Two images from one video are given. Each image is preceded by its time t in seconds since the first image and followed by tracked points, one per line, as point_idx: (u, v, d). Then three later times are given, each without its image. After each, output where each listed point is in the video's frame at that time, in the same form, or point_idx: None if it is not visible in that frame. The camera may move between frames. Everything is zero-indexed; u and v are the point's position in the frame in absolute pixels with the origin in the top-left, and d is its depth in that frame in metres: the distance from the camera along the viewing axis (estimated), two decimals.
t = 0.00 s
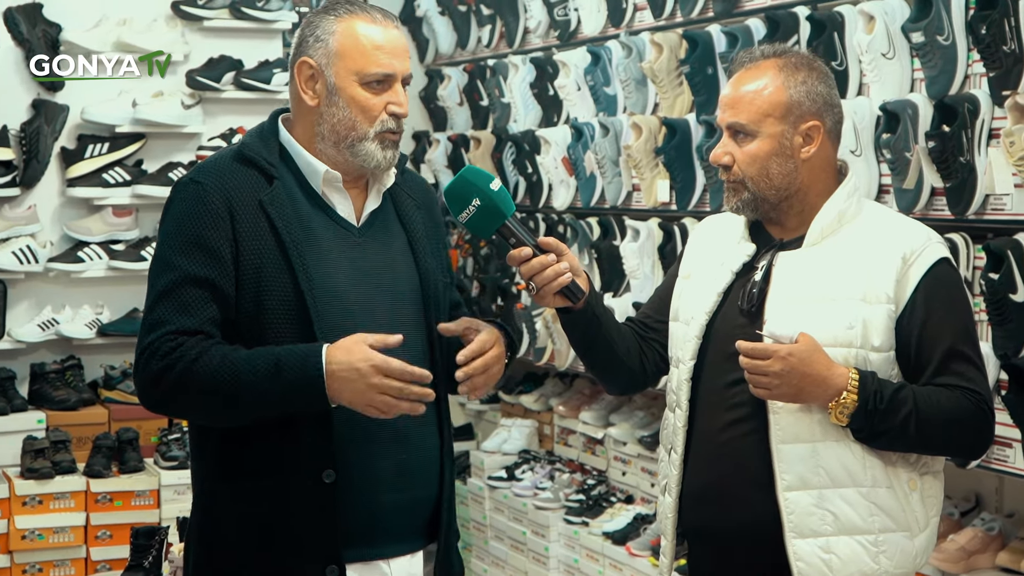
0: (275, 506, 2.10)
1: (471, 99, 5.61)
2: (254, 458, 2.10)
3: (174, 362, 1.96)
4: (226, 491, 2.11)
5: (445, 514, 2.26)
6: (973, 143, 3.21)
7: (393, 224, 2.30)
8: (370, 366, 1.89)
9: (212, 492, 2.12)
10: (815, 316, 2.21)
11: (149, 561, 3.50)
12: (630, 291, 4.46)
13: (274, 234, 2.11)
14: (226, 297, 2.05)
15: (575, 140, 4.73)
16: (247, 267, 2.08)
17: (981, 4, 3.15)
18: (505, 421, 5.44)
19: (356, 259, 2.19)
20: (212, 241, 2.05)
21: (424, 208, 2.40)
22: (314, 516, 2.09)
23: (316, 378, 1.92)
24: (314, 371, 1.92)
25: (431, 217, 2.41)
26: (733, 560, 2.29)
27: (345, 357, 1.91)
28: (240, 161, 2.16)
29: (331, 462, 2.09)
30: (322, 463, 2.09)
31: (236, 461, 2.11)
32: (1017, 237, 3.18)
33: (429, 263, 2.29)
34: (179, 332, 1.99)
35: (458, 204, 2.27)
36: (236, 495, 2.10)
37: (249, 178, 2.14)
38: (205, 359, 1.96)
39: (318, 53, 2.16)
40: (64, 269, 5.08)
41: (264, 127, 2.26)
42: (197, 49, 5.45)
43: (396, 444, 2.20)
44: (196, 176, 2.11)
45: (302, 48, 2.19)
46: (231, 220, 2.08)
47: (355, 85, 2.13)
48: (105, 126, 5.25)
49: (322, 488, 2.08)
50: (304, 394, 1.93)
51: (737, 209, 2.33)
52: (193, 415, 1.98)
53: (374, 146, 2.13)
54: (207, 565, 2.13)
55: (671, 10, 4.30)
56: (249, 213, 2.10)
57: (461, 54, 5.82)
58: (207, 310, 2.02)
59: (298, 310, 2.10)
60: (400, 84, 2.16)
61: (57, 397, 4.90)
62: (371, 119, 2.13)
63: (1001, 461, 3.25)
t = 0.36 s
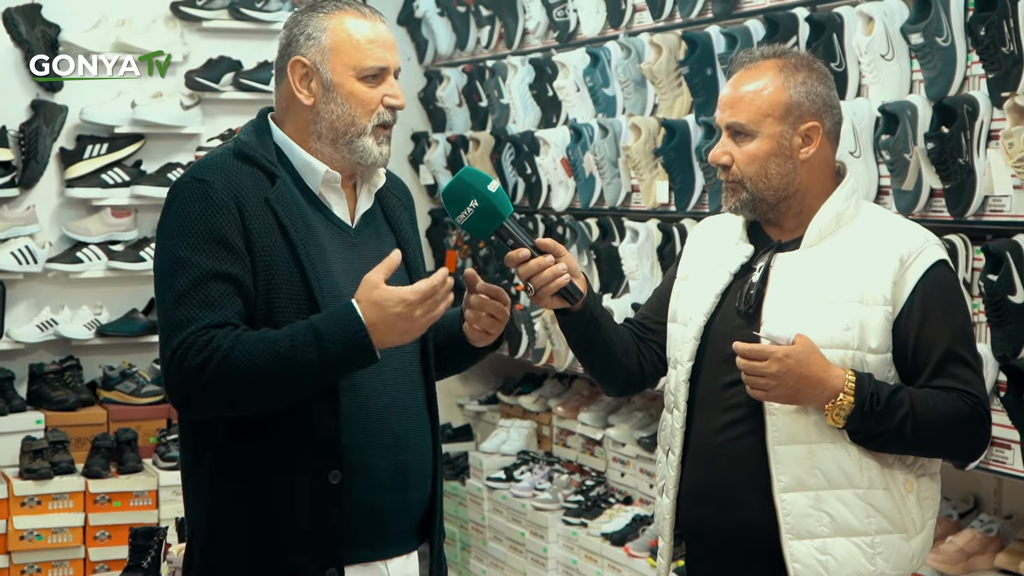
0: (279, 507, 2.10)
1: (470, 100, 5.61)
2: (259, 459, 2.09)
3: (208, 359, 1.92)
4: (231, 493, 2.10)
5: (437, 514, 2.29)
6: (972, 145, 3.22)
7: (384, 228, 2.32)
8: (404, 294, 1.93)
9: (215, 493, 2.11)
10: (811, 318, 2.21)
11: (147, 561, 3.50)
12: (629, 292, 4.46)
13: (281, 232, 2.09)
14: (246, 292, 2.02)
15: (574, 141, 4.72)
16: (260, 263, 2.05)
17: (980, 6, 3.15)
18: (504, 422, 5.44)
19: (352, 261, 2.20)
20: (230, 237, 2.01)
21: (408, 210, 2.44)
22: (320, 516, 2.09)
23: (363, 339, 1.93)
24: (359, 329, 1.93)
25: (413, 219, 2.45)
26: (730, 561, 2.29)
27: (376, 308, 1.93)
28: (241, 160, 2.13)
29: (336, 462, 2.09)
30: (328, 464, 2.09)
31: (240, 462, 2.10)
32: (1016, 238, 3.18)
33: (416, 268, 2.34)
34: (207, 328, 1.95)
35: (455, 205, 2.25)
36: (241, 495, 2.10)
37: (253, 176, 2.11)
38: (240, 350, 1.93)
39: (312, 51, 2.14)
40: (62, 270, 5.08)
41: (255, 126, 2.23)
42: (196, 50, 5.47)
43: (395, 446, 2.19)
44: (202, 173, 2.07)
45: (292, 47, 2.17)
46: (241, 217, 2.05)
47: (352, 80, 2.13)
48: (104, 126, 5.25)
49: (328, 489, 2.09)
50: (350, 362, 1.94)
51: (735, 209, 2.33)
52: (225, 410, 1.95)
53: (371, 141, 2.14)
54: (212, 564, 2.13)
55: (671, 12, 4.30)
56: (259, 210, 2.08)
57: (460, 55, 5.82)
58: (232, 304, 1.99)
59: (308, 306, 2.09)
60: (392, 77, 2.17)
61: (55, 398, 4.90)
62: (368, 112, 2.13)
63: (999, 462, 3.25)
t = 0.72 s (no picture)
0: (284, 513, 2.08)
1: (468, 101, 5.61)
2: (263, 463, 2.07)
3: (226, 375, 1.90)
4: (233, 500, 2.07)
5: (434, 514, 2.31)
6: (969, 145, 3.22)
7: (380, 234, 2.34)
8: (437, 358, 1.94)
9: (216, 501, 2.08)
10: (807, 319, 2.22)
11: (145, 563, 3.50)
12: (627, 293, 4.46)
13: (289, 237, 2.08)
14: (256, 299, 2.00)
15: (571, 141, 4.72)
16: (269, 270, 2.04)
17: (977, 6, 3.15)
18: (502, 423, 5.45)
19: (355, 266, 2.20)
20: (240, 243, 1.99)
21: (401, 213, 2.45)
22: (326, 520, 2.08)
23: (379, 373, 1.92)
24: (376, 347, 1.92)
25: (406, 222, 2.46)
26: (726, 562, 2.29)
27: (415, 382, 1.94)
28: (247, 161, 2.11)
29: (345, 467, 2.08)
30: (337, 468, 2.08)
31: (243, 469, 2.07)
32: (1014, 238, 3.18)
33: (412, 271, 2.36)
34: (222, 340, 1.93)
35: (450, 206, 2.28)
36: (244, 503, 2.07)
37: (261, 180, 2.10)
38: (259, 373, 1.91)
39: (345, 72, 2.10)
40: (60, 272, 5.07)
41: (257, 125, 2.21)
42: (194, 51, 5.47)
43: (396, 448, 2.21)
44: (210, 176, 2.04)
45: (323, 63, 2.11)
46: (251, 222, 2.04)
47: (381, 108, 2.12)
48: (101, 128, 5.25)
49: (338, 493, 2.08)
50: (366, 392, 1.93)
51: (731, 207, 2.33)
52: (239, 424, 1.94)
53: (387, 164, 2.17)
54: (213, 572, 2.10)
55: (668, 12, 4.30)
56: (268, 216, 2.07)
57: (458, 56, 5.82)
58: (242, 313, 1.96)
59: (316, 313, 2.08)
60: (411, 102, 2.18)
61: (53, 399, 4.90)
62: (390, 141, 2.15)
63: (997, 462, 3.26)
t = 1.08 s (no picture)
0: (275, 516, 2.08)
1: (463, 101, 5.61)
2: (256, 466, 2.07)
3: (221, 382, 1.91)
4: (226, 502, 2.07)
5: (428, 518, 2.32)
6: (964, 146, 3.22)
7: (377, 238, 2.34)
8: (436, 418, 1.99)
9: (207, 503, 2.07)
10: (804, 320, 2.21)
11: (139, 564, 3.49)
12: (622, 293, 4.46)
13: (285, 241, 2.08)
14: (250, 303, 2.00)
15: (567, 142, 4.73)
16: (264, 274, 2.04)
17: (973, 7, 3.16)
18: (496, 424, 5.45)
19: (351, 269, 2.20)
20: (236, 247, 1.99)
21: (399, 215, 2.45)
22: (317, 524, 2.10)
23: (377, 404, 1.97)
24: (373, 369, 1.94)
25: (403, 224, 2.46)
26: (723, 562, 2.30)
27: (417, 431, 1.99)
28: (245, 163, 2.11)
29: (337, 471, 2.11)
30: (329, 473, 2.11)
31: (236, 471, 2.07)
32: (1009, 238, 3.18)
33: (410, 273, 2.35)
34: (216, 345, 1.93)
35: (444, 211, 2.27)
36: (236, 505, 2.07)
37: (258, 183, 2.10)
38: (257, 385, 1.93)
39: (348, 77, 2.10)
40: (54, 273, 5.07)
41: (257, 126, 2.20)
42: (188, 52, 5.46)
43: (390, 451, 2.22)
44: (206, 178, 2.04)
45: (326, 67, 2.11)
46: (247, 225, 2.04)
47: (382, 114, 2.11)
48: (96, 128, 5.25)
49: (330, 497, 2.11)
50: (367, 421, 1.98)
51: (723, 212, 2.34)
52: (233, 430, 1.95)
53: (387, 169, 2.16)
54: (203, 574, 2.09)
55: (663, 13, 4.30)
56: (264, 219, 2.07)
57: (453, 57, 5.82)
58: (237, 317, 1.97)
59: (311, 318, 2.07)
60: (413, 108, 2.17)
61: (47, 401, 4.89)
62: (390, 146, 2.14)
63: (992, 463, 3.26)
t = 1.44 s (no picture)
0: (252, 516, 2.08)
1: (446, 102, 5.61)
2: (233, 467, 2.07)
3: (194, 383, 1.91)
4: (204, 501, 2.07)
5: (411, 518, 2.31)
6: (944, 146, 3.23)
7: (357, 237, 2.32)
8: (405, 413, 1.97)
9: (186, 501, 2.07)
10: (783, 321, 2.22)
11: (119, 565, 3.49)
12: (604, 294, 4.47)
13: (261, 240, 2.07)
14: (224, 303, 2.00)
15: (549, 142, 4.71)
16: (239, 274, 2.03)
17: (952, 8, 3.16)
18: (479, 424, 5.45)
19: (328, 270, 2.19)
20: (210, 247, 1.99)
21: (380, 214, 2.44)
22: (295, 524, 2.09)
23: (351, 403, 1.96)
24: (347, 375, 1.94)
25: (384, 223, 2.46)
26: (705, 562, 2.30)
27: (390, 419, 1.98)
28: (221, 163, 2.11)
29: (315, 470, 2.10)
30: (306, 472, 2.10)
31: (214, 471, 2.07)
32: (989, 238, 3.20)
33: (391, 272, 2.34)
34: (189, 345, 1.93)
35: (423, 211, 2.27)
36: (215, 505, 2.07)
37: (233, 183, 2.09)
38: (229, 383, 1.93)
39: (303, 65, 2.10)
40: (35, 273, 5.06)
41: (235, 125, 2.20)
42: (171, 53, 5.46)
43: (371, 451, 2.20)
44: (179, 179, 2.04)
45: (283, 58, 2.12)
46: (222, 225, 2.03)
47: (343, 101, 2.10)
48: (77, 128, 5.24)
49: (307, 497, 2.10)
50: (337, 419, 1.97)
51: (702, 211, 2.34)
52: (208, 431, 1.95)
53: (353, 161, 2.13)
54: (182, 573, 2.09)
55: (644, 14, 4.32)
56: (239, 219, 2.06)
57: (435, 57, 5.83)
58: (211, 317, 1.96)
59: (287, 318, 2.07)
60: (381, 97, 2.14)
61: (28, 401, 4.88)
62: (354, 134, 2.12)
63: (972, 462, 3.26)
